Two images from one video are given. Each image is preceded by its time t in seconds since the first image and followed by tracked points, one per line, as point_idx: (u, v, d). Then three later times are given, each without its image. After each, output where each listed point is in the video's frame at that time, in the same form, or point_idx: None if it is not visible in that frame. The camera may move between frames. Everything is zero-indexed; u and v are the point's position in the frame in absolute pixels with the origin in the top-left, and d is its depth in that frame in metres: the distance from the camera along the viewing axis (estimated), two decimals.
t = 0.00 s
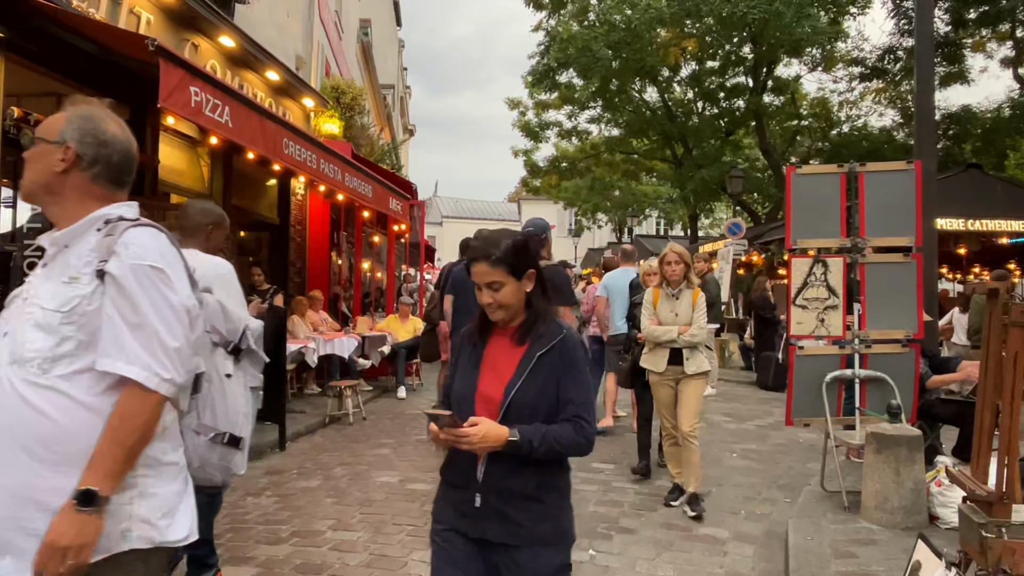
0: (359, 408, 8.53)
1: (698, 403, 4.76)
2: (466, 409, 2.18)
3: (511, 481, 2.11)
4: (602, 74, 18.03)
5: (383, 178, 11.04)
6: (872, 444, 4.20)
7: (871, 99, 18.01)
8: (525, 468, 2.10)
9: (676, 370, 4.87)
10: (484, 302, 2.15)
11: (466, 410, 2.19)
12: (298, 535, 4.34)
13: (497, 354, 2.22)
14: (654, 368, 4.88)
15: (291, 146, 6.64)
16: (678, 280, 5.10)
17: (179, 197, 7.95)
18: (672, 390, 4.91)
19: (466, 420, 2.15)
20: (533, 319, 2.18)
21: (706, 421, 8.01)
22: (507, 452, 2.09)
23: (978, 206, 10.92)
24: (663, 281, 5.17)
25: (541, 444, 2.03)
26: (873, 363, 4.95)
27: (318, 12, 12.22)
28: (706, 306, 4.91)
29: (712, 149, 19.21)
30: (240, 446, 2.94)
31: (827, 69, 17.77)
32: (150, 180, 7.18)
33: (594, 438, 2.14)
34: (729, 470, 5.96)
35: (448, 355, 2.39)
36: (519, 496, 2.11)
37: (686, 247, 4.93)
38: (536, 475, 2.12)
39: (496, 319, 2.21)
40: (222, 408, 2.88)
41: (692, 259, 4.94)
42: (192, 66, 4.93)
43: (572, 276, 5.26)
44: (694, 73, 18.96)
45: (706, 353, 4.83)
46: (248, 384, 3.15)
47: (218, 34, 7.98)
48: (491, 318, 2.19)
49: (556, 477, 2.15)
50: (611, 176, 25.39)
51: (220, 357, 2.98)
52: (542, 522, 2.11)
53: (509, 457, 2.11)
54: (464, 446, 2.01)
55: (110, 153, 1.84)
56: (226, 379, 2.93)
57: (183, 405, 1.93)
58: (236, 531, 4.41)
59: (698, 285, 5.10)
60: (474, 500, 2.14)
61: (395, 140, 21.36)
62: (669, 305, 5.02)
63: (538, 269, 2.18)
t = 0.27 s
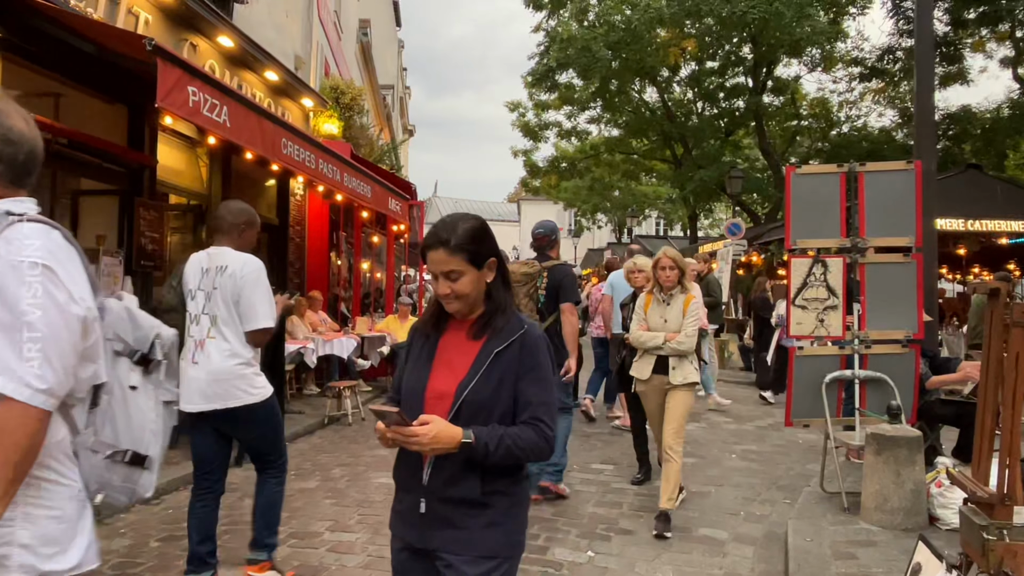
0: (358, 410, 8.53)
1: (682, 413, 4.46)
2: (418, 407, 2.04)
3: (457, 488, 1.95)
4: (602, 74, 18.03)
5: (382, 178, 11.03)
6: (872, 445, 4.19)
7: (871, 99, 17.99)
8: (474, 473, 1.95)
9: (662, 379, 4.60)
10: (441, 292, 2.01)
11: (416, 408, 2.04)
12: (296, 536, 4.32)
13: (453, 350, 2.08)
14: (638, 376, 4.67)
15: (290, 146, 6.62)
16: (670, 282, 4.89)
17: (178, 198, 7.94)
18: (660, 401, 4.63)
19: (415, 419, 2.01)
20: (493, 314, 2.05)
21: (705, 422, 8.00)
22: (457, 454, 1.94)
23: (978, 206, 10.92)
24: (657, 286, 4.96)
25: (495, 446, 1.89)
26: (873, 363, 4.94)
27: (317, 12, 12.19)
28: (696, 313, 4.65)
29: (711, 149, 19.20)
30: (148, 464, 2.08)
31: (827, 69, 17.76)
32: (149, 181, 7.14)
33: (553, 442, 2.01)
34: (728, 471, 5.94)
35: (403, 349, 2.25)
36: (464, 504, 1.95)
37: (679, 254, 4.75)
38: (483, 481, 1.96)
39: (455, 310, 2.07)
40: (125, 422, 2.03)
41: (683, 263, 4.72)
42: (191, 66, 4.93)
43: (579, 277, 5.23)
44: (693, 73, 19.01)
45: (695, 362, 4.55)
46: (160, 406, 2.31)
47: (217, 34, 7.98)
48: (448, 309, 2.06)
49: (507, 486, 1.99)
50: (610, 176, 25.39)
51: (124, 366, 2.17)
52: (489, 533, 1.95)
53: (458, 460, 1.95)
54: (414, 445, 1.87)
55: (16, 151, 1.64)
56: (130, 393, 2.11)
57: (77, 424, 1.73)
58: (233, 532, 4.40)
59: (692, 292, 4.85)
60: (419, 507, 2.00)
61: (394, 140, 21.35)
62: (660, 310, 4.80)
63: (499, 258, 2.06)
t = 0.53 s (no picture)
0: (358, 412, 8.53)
1: (675, 414, 4.37)
2: (368, 425, 1.90)
3: (405, 518, 1.82)
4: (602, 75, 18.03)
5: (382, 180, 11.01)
6: (872, 446, 4.18)
7: (871, 100, 17.98)
8: (423, 501, 1.82)
9: (650, 379, 4.45)
10: (394, 300, 1.88)
11: (367, 428, 1.90)
12: (296, 538, 4.32)
13: (409, 364, 1.94)
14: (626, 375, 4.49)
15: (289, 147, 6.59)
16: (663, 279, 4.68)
17: (179, 199, 7.93)
18: (648, 402, 4.49)
19: (363, 439, 1.87)
20: (453, 326, 1.90)
21: (705, 423, 7.99)
22: (403, 481, 1.81)
23: (978, 208, 10.92)
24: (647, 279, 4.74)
25: (446, 472, 1.74)
26: (873, 365, 4.93)
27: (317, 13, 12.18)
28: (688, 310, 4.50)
29: (711, 151, 19.19)
30: (58, 465, 2.57)
31: (827, 70, 17.77)
32: (148, 182, 7.11)
33: (517, 468, 1.84)
34: (728, 473, 5.93)
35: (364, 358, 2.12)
36: (413, 536, 1.82)
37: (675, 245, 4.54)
38: (434, 511, 1.83)
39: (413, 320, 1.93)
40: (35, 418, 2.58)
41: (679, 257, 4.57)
42: (191, 68, 4.94)
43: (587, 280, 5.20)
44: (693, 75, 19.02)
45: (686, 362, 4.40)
46: (72, 405, 2.77)
47: (217, 36, 7.98)
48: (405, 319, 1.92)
49: (462, 518, 1.85)
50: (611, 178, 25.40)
51: (34, 362, 2.63)
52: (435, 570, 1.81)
53: (408, 487, 1.82)
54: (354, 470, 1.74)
55: None
56: (39, 388, 2.60)
57: None
58: (232, 534, 4.39)
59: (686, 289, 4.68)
60: (366, 537, 1.88)
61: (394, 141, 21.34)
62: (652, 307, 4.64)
63: (460, 264, 1.92)
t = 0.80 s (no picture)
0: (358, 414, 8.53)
1: (671, 425, 4.18)
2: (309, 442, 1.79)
3: (344, 548, 1.69)
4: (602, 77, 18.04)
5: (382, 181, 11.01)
6: (873, 448, 4.17)
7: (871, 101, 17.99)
8: (364, 529, 1.69)
9: (641, 390, 4.23)
10: (340, 301, 1.77)
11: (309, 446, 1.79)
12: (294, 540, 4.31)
13: (356, 374, 1.81)
14: (615, 386, 4.24)
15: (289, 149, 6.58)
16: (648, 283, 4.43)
17: (178, 201, 7.93)
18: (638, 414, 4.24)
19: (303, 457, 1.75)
20: (402, 333, 1.78)
21: (705, 425, 7.99)
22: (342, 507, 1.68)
23: (978, 209, 10.92)
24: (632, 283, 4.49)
25: (386, 498, 1.61)
26: (873, 366, 4.93)
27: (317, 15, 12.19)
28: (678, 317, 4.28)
29: (711, 152, 19.19)
30: None
31: (827, 72, 17.78)
32: (147, 184, 7.11)
33: (472, 491, 1.69)
34: (728, 474, 5.93)
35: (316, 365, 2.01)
36: (351, 570, 1.69)
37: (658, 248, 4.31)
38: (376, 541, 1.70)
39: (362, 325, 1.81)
40: None
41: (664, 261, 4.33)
42: (191, 70, 4.95)
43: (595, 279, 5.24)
44: (694, 76, 19.05)
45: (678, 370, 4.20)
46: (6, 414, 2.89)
47: (217, 38, 7.98)
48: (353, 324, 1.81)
49: (409, 549, 1.71)
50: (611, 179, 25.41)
51: None
52: None
53: (347, 515, 1.69)
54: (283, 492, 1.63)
55: None
56: None
57: None
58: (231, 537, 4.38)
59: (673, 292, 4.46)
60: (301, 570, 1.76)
61: (394, 143, 21.34)
62: (638, 314, 4.39)
63: (411, 261, 1.80)
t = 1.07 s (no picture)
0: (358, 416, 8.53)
1: (650, 433, 4.01)
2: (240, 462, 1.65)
3: None
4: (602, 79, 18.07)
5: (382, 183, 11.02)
6: (873, 450, 4.17)
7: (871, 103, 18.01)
8: (302, 559, 1.54)
9: (619, 395, 4.05)
10: (264, 302, 1.63)
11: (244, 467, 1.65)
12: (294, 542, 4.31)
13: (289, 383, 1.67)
14: (592, 392, 4.05)
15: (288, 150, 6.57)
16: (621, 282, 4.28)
17: (179, 203, 7.93)
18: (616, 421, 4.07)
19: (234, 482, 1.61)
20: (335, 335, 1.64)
21: (705, 427, 7.98)
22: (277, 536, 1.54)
23: (978, 211, 10.92)
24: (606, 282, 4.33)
25: (316, 523, 1.47)
26: (873, 368, 4.93)
27: (317, 17, 12.20)
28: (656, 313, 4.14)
29: (711, 155, 19.22)
30: None
31: (827, 74, 17.78)
32: (148, 185, 7.11)
33: (418, 508, 1.54)
34: (727, 477, 5.93)
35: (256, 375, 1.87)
36: None
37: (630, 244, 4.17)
38: (318, 570, 1.56)
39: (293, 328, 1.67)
40: None
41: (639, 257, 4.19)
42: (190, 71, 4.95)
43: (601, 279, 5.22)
44: (694, 78, 19.08)
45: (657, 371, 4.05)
46: None
47: (217, 40, 7.99)
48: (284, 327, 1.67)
49: None
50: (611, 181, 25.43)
51: None
52: None
53: (280, 542, 1.55)
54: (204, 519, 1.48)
55: None
56: None
57: None
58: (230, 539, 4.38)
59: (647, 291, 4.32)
60: None
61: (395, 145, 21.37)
62: (614, 314, 4.22)
63: (342, 252, 1.66)
